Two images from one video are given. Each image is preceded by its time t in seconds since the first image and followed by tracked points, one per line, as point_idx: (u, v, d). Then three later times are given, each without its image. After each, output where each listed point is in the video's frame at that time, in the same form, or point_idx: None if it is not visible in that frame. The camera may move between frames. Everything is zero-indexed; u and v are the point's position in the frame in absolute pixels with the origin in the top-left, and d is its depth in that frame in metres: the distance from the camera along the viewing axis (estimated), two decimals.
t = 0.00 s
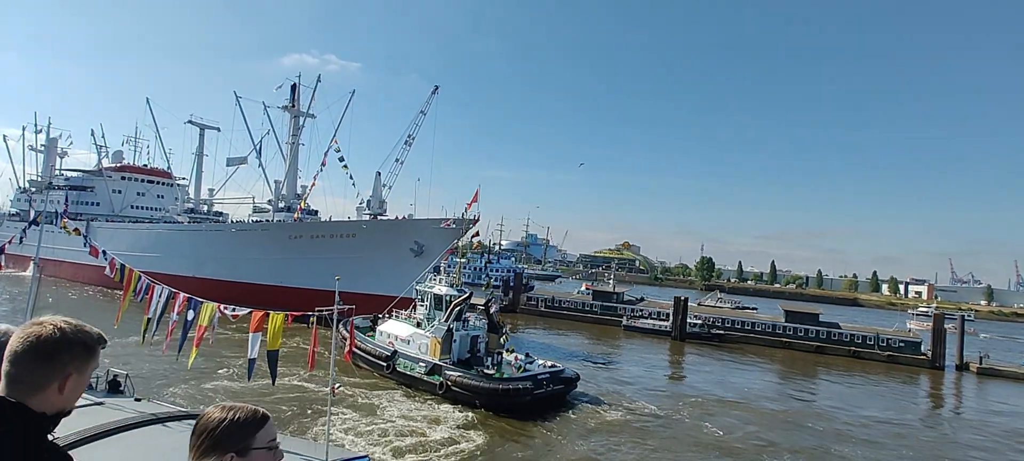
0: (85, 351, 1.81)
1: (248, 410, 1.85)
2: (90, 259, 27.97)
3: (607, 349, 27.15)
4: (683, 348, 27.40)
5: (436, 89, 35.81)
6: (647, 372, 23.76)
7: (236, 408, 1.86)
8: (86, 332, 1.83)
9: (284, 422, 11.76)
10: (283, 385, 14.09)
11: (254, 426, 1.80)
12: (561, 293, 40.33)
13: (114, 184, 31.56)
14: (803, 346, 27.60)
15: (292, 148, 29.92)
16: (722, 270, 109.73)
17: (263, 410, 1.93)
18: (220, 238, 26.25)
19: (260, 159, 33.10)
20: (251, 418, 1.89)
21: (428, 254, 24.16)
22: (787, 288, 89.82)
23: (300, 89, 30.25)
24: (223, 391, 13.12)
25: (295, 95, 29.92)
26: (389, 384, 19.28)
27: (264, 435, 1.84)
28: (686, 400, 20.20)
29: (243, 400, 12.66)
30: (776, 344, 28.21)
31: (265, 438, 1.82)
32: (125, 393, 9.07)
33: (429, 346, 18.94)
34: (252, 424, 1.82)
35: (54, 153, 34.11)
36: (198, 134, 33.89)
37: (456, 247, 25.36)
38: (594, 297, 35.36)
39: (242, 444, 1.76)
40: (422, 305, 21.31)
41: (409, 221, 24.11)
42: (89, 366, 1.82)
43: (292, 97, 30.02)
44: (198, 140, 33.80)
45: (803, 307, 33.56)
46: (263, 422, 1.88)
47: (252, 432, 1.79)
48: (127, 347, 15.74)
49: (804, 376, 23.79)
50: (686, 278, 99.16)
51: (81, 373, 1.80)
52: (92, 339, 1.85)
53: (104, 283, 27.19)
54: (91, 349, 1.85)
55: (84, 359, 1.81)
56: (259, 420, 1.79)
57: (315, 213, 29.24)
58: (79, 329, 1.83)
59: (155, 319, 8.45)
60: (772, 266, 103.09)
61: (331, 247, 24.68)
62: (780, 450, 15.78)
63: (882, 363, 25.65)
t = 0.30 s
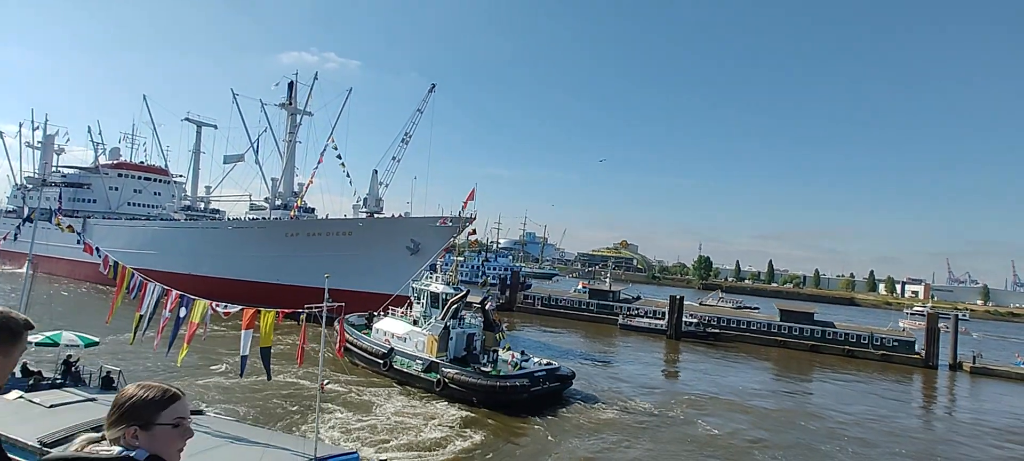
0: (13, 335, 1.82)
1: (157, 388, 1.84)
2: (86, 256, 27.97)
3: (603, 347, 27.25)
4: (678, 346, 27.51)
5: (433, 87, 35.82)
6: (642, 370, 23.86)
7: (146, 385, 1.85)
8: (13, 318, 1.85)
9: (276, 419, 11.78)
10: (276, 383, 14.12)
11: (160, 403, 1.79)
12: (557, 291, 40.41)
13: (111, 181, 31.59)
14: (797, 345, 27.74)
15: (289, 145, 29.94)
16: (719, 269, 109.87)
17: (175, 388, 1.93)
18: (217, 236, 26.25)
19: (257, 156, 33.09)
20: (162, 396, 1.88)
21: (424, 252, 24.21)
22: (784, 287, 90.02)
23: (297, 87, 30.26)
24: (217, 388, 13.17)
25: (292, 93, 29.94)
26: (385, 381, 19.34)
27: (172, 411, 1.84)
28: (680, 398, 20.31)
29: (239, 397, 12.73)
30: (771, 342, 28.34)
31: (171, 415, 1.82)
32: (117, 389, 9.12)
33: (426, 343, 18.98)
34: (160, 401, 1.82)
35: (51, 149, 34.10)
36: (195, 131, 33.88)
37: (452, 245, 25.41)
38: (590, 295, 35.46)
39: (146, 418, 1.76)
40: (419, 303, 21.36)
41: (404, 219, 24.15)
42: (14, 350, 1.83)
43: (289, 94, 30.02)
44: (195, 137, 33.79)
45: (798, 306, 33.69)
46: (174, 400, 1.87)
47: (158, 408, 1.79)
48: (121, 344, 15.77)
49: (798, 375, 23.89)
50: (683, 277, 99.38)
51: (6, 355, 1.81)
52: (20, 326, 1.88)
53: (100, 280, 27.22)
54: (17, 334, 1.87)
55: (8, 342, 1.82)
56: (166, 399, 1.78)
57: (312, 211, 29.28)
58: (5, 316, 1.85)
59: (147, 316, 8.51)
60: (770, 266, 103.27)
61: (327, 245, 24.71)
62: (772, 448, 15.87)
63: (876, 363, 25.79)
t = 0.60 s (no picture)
0: None
1: (65, 357, 1.94)
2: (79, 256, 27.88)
3: (597, 345, 27.31)
4: (672, 344, 27.59)
5: (428, 86, 35.79)
6: (636, 368, 23.93)
7: (55, 354, 1.94)
8: None
9: (268, 417, 11.74)
10: (268, 381, 14.09)
11: (67, 370, 1.89)
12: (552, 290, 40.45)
13: (105, 180, 31.49)
14: (791, 343, 27.84)
15: (283, 144, 29.88)
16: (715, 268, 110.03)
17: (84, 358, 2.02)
18: (211, 235, 26.18)
19: (251, 156, 32.99)
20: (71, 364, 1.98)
21: (419, 251, 24.21)
22: (780, 286, 90.18)
23: (291, 85, 30.21)
24: (210, 386, 13.16)
25: (286, 91, 29.87)
26: (380, 379, 19.33)
27: (78, 378, 1.93)
28: (673, 396, 20.39)
29: (232, 395, 12.73)
30: (764, 341, 28.45)
31: (77, 381, 1.91)
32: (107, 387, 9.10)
33: (421, 341, 18.99)
34: (69, 368, 1.91)
35: (44, 148, 33.98)
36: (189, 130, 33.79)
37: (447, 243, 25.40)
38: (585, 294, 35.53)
39: (52, 381, 1.85)
40: (413, 301, 21.35)
41: (399, 218, 24.14)
42: None
43: (283, 93, 29.96)
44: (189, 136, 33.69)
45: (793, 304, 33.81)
46: (83, 368, 1.96)
47: (65, 374, 1.89)
48: (113, 343, 15.72)
49: (791, 373, 24.00)
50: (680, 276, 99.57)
51: None
52: None
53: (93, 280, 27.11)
54: None
55: None
56: (73, 365, 1.88)
57: (306, 210, 29.24)
58: None
59: (136, 314, 8.51)
60: (766, 264, 103.49)
61: (322, 243, 24.69)
62: (764, 445, 15.95)
63: (869, 360, 25.92)
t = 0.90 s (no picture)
0: None
1: None
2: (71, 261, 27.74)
3: (591, 344, 27.39)
4: (666, 342, 27.70)
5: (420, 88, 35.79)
6: (630, 366, 24.02)
7: None
8: None
9: (261, 421, 11.73)
10: (261, 384, 14.06)
11: None
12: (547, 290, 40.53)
13: (97, 185, 31.37)
14: (784, 340, 27.99)
15: (275, 147, 29.82)
16: (710, 266, 110.39)
17: None
18: (204, 239, 26.08)
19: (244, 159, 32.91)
20: None
21: (412, 253, 24.20)
22: (775, 283, 90.55)
23: (282, 88, 30.18)
24: (202, 390, 13.13)
25: (278, 94, 29.82)
26: (376, 381, 19.32)
27: None
28: (666, 393, 20.49)
29: (226, 399, 12.72)
30: (758, 338, 28.61)
31: None
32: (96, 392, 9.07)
33: (416, 343, 19.00)
34: None
35: (35, 154, 33.83)
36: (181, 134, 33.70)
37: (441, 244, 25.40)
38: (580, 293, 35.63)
39: None
40: (407, 303, 21.34)
41: (392, 219, 24.13)
42: None
43: (275, 96, 29.91)
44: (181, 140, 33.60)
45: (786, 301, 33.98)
46: None
47: None
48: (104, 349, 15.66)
49: (784, 369, 24.14)
50: (675, 274, 99.85)
51: None
52: None
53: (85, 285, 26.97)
54: None
55: None
56: None
57: (299, 212, 29.19)
58: None
59: (125, 318, 8.49)
60: (761, 262, 103.87)
61: (315, 246, 24.65)
62: (757, 441, 16.04)
63: (862, 356, 26.09)
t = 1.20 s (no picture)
0: None
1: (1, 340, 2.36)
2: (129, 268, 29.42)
3: (627, 344, 27.12)
4: (705, 341, 27.15)
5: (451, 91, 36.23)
6: (667, 366, 23.67)
7: None
8: None
9: (305, 420, 12.16)
10: (302, 384, 14.56)
11: (5, 350, 2.31)
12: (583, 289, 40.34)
13: (151, 196, 33.17)
14: (830, 338, 26.98)
15: (314, 154, 30.81)
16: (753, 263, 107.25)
17: (17, 342, 2.44)
18: (249, 244, 27.19)
19: (285, 167, 34.13)
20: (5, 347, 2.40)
21: (447, 255, 24.56)
22: (822, 280, 87.16)
23: (320, 97, 31.16)
24: (249, 390, 13.72)
25: (316, 103, 30.81)
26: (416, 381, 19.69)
27: (16, 358, 2.36)
28: (705, 393, 20.12)
29: (273, 398, 13.27)
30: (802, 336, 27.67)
31: (15, 360, 2.34)
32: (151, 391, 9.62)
33: (455, 343, 19.30)
34: (6, 349, 2.33)
35: (96, 169, 36.05)
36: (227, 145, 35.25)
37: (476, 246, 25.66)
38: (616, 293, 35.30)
39: None
40: (444, 304, 21.67)
41: (427, 222, 24.56)
42: None
43: (313, 104, 30.91)
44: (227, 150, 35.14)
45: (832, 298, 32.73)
46: (17, 350, 2.38)
47: (3, 354, 2.31)
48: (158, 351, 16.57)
49: (830, 369, 23.30)
50: (716, 272, 97.48)
51: None
52: None
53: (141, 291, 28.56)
54: None
55: None
56: (10, 346, 2.31)
57: (338, 217, 30.06)
58: None
59: (175, 320, 8.98)
60: (806, 259, 100.22)
61: (353, 250, 25.35)
62: (800, 443, 15.55)
63: (915, 355, 24.88)
